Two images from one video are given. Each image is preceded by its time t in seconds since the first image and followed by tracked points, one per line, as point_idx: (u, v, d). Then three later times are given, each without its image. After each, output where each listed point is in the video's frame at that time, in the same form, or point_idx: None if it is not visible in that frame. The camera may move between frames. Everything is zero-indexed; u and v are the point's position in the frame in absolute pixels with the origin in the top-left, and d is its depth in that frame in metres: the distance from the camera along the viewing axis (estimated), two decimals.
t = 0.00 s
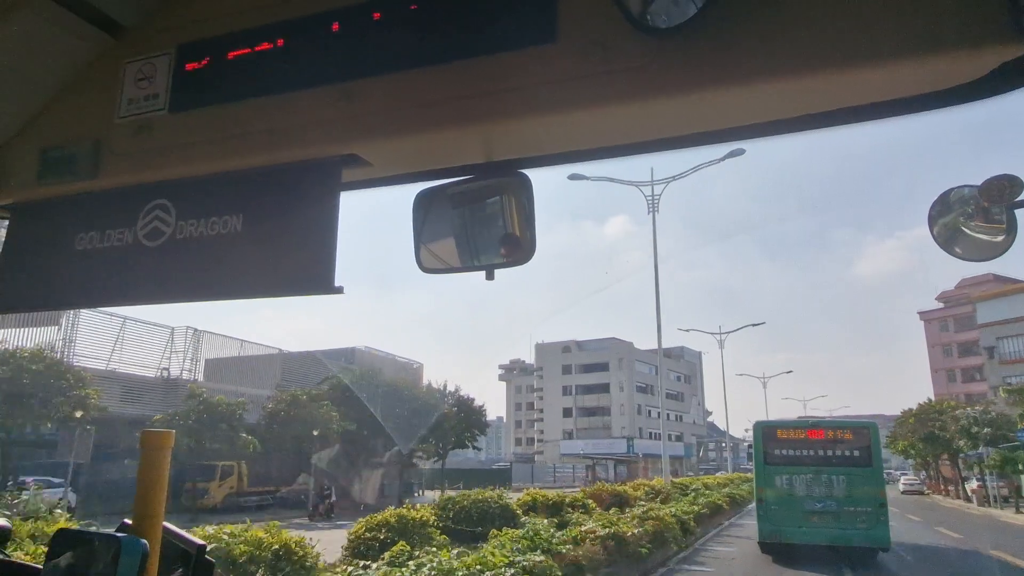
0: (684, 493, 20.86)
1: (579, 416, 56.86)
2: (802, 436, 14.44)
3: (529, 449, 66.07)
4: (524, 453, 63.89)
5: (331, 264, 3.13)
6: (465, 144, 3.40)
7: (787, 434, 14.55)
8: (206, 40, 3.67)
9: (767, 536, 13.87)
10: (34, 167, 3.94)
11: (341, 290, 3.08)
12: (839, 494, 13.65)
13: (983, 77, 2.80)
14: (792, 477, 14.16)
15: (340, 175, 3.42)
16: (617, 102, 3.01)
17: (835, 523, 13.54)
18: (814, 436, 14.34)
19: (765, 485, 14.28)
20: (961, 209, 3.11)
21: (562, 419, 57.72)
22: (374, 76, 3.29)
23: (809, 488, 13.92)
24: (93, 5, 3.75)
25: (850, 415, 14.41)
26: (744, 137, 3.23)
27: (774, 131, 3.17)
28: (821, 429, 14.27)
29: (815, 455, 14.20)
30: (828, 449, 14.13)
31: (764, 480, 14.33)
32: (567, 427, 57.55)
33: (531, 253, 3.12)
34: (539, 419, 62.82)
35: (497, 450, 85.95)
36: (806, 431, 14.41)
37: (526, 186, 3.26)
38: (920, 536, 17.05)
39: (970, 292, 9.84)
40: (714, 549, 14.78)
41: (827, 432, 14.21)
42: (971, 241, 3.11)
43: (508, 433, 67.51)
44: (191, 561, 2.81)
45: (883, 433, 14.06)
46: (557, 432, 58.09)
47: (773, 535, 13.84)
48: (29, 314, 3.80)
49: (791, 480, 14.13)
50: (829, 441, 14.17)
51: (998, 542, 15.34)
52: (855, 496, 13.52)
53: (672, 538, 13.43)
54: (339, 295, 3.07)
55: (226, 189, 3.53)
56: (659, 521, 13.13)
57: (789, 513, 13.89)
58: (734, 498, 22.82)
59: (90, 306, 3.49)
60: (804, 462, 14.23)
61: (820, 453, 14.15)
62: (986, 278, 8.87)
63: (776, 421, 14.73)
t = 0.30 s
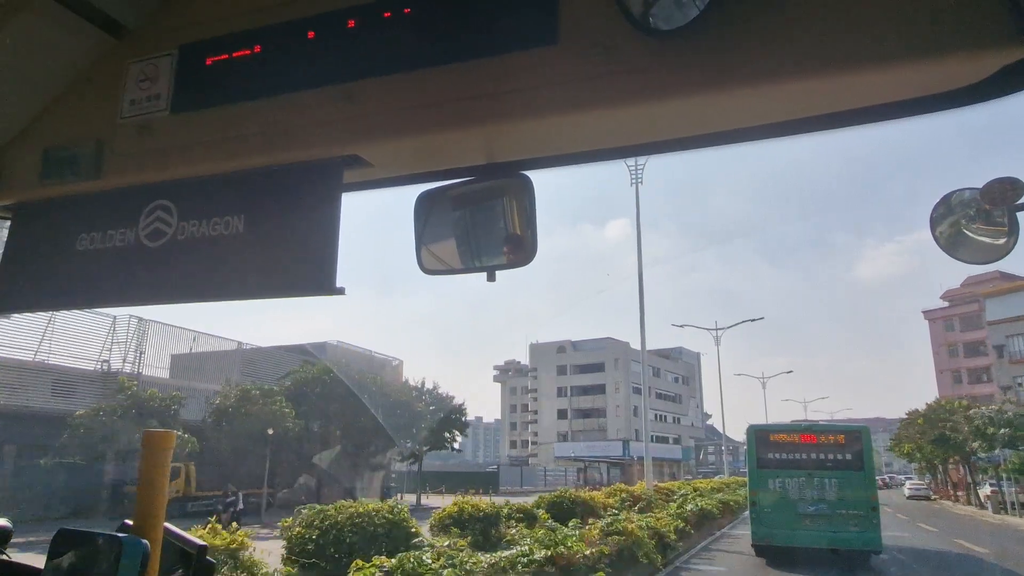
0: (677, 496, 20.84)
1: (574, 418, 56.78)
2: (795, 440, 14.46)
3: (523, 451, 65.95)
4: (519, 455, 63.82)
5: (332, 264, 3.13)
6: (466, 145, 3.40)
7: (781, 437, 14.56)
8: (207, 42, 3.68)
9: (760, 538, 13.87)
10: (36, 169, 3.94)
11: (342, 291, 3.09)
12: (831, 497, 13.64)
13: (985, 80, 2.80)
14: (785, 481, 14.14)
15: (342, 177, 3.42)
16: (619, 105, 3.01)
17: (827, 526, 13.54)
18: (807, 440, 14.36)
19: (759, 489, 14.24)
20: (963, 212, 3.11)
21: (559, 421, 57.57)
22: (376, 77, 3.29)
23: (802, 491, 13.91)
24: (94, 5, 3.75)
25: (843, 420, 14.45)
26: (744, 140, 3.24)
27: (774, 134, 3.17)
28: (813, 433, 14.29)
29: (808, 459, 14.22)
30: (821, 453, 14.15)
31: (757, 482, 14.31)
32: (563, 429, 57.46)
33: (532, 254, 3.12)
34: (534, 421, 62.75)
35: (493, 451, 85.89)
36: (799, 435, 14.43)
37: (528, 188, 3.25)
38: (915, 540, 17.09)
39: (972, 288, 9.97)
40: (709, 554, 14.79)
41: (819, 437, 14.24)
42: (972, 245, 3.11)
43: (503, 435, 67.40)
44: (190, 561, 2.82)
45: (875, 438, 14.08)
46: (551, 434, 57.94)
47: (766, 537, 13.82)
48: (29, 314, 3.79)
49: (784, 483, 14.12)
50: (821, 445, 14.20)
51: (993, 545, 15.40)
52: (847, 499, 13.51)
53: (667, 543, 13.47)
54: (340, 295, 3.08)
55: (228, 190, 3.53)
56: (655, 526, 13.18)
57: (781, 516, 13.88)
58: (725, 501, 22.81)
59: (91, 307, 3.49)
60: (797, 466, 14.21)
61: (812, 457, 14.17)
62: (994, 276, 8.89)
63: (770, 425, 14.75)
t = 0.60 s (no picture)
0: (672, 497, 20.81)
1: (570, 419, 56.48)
2: (790, 443, 14.42)
3: (516, 454, 65.75)
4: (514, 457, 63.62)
5: (333, 267, 3.13)
6: (468, 147, 3.40)
7: (777, 441, 14.53)
8: (208, 44, 3.69)
9: (755, 541, 13.86)
10: (38, 170, 3.95)
11: (342, 293, 3.09)
12: (826, 500, 13.62)
13: (987, 82, 2.80)
14: (780, 483, 14.11)
15: (343, 179, 3.42)
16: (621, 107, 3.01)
17: (821, 528, 13.53)
18: (802, 443, 14.32)
19: (754, 492, 14.21)
20: (964, 214, 3.11)
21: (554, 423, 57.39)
22: (377, 79, 3.30)
23: (797, 494, 13.88)
24: (97, 6, 3.76)
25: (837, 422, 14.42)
26: (744, 142, 3.24)
27: (776, 135, 3.17)
28: (808, 436, 14.23)
29: (803, 462, 14.17)
30: (815, 456, 14.12)
31: (752, 486, 14.29)
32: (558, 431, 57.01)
33: (533, 255, 3.12)
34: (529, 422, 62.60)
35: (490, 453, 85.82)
36: (794, 438, 14.39)
37: (529, 189, 3.25)
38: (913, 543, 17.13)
39: (982, 283, 9.97)
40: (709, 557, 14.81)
41: (814, 440, 14.19)
42: (973, 247, 3.10)
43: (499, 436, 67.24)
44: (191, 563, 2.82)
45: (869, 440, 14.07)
46: (546, 436, 56.89)
47: (761, 540, 13.81)
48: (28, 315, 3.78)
49: (778, 486, 14.08)
50: (816, 448, 14.15)
51: (994, 550, 15.44)
52: (842, 502, 13.51)
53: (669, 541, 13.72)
54: (340, 297, 3.08)
55: (230, 192, 3.53)
56: (657, 528, 13.38)
57: (775, 518, 13.87)
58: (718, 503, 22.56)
59: (94, 309, 3.49)
60: (793, 469, 14.18)
61: (807, 460, 14.13)
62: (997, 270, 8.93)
63: (766, 428, 14.72)
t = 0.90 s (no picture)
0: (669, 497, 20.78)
1: (565, 420, 56.27)
2: (788, 445, 14.41)
3: (512, 455, 65.69)
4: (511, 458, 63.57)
5: (335, 269, 3.13)
6: (470, 150, 3.41)
7: (773, 443, 14.53)
8: (210, 47, 3.70)
9: (752, 543, 13.83)
10: (39, 172, 3.96)
11: (343, 295, 3.09)
12: (822, 502, 13.63)
13: (990, 84, 2.80)
14: (776, 486, 14.07)
15: (344, 181, 3.42)
16: (621, 110, 3.01)
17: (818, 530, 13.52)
18: (799, 446, 14.33)
19: (750, 495, 14.18)
20: (965, 216, 3.11)
21: (548, 423, 57.18)
22: (378, 82, 3.31)
23: (793, 496, 13.85)
24: (98, 9, 3.76)
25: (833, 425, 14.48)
26: (747, 144, 3.24)
27: (777, 138, 3.17)
28: (805, 439, 14.26)
29: (800, 465, 14.17)
30: (812, 459, 14.12)
31: (748, 488, 14.25)
32: (553, 433, 56.86)
33: (534, 258, 3.12)
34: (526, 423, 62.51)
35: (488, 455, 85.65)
36: (790, 441, 14.39)
37: (530, 191, 3.25)
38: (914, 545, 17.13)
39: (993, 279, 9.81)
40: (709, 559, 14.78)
41: (811, 443, 14.22)
42: (973, 249, 3.10)
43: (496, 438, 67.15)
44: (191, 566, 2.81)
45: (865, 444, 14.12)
46: (541, 438, 57.20)
47: (759, 542, 13.78)
48: (28, 316, 3.77)
49: (775, 488, 14.06)
50: (813, 451, 14.18)
51: (996, 552, 15.45)
52: (838, 504, 13.52)
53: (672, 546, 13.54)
54: (342, 299, 3.08)
55: (232, 194, 3.54)
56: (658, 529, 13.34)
57: (772, 520, 13.84)
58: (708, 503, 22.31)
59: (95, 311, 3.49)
60: (789, 471, 14.16)
61: (804, 462, 14.12)
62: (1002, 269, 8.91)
63: (763, 431, 14.72)
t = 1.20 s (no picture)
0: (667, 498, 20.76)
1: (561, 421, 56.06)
2: (787, 448, 14.38)
3: (508, 457, 65.49)
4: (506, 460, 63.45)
5: (334, 271, 3.13)
6: (470, 152, 3.41)
7: (771, 446, 14.49)
8: (210, 48, 3.70)
9: (750, 545, 13.82)
10: (39, 173, 3.95)
11: (342, 297, 3.09)
12: (820, 504, 13.61)
13: (990, 86, 2.80)
14: (774, 488, 14.06)
15: (343, 183, 3.42)
16: (622, 112, 3.00)
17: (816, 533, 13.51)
18: (798, 448, 14.30)
19: (749, 497, 14.16)
20: (966, 219, 3.10)
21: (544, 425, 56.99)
22: (378, 85, 3.31)
23: (791, 498, 13.84)
24: (98, 10, 3.76)
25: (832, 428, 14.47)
26: (747, 147, 3.24)
27: (778, 140, 3.17)
28: (803, 441, 14.23)
29: (799, 467, 14.14)
30: (811, 462, 14.10)
31: (746, 491, 14.22)
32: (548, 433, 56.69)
33: (534, 260, 3.13)
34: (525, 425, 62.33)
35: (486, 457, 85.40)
36: (789, 444, 14.37)
37: (530, 194, 3.25)
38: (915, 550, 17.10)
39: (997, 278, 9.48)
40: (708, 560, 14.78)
41: (809, 445, 14.19)
42: (975, 253, 3.10)
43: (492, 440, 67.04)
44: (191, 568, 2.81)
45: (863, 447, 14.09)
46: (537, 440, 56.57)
47: (757, 544, 13.76)
48: (26, 317, 3.76)
49: (773, 490, 14.04)
50: (812, 454, 14.15)
51: (997, 554, 15.45)
52: (836, 506, 13.51)
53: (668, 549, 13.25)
54: (341, 301, 3.08)
55: (232, 195, 3.53)
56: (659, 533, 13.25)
57: (770, 523, 13.83)
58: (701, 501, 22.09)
59: (96, 312, 3.49)
60: (788, 474, 14.13)
61: (802, 465, 14.10)
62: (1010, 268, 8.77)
63: (761, 433, 14.70)
